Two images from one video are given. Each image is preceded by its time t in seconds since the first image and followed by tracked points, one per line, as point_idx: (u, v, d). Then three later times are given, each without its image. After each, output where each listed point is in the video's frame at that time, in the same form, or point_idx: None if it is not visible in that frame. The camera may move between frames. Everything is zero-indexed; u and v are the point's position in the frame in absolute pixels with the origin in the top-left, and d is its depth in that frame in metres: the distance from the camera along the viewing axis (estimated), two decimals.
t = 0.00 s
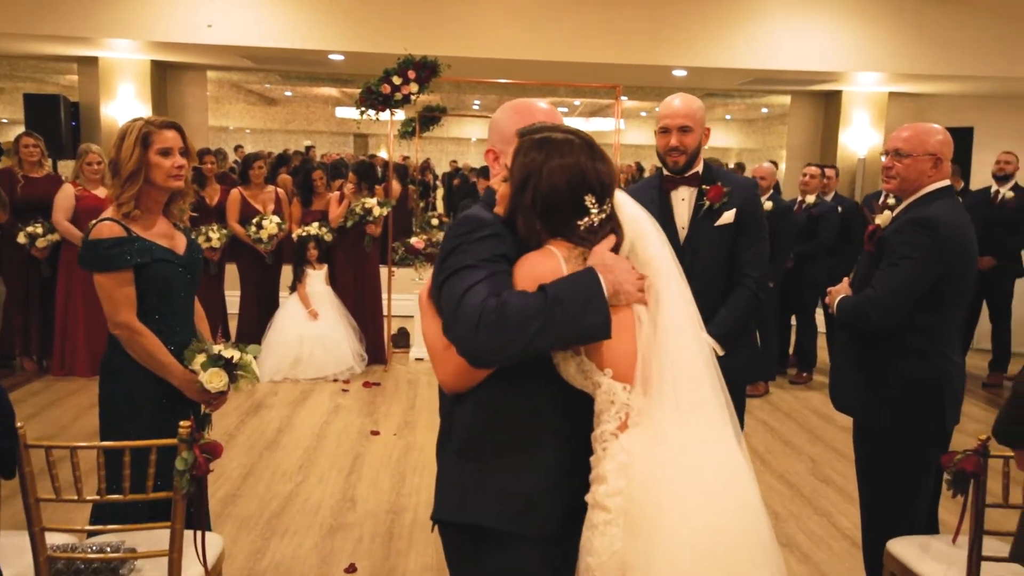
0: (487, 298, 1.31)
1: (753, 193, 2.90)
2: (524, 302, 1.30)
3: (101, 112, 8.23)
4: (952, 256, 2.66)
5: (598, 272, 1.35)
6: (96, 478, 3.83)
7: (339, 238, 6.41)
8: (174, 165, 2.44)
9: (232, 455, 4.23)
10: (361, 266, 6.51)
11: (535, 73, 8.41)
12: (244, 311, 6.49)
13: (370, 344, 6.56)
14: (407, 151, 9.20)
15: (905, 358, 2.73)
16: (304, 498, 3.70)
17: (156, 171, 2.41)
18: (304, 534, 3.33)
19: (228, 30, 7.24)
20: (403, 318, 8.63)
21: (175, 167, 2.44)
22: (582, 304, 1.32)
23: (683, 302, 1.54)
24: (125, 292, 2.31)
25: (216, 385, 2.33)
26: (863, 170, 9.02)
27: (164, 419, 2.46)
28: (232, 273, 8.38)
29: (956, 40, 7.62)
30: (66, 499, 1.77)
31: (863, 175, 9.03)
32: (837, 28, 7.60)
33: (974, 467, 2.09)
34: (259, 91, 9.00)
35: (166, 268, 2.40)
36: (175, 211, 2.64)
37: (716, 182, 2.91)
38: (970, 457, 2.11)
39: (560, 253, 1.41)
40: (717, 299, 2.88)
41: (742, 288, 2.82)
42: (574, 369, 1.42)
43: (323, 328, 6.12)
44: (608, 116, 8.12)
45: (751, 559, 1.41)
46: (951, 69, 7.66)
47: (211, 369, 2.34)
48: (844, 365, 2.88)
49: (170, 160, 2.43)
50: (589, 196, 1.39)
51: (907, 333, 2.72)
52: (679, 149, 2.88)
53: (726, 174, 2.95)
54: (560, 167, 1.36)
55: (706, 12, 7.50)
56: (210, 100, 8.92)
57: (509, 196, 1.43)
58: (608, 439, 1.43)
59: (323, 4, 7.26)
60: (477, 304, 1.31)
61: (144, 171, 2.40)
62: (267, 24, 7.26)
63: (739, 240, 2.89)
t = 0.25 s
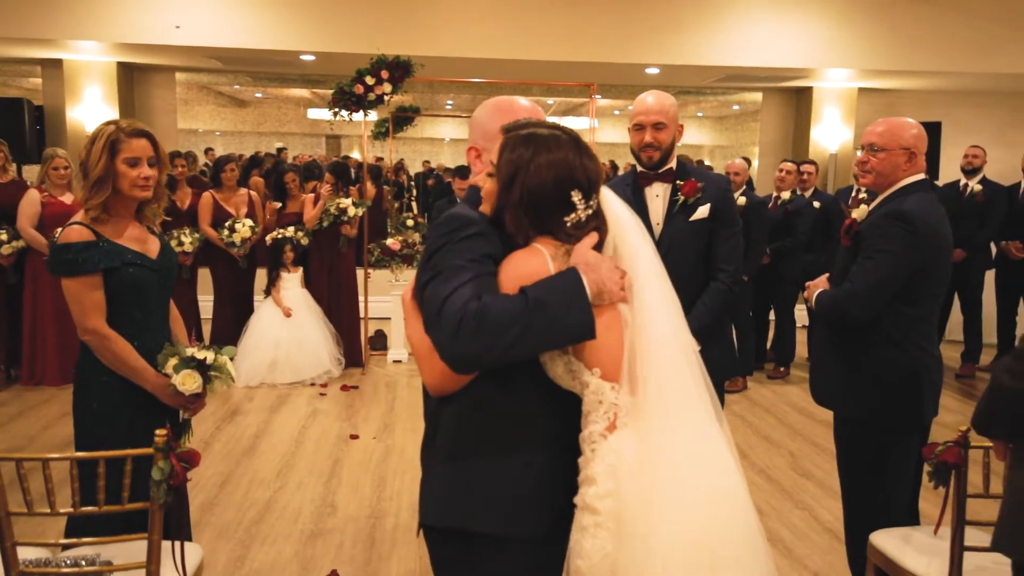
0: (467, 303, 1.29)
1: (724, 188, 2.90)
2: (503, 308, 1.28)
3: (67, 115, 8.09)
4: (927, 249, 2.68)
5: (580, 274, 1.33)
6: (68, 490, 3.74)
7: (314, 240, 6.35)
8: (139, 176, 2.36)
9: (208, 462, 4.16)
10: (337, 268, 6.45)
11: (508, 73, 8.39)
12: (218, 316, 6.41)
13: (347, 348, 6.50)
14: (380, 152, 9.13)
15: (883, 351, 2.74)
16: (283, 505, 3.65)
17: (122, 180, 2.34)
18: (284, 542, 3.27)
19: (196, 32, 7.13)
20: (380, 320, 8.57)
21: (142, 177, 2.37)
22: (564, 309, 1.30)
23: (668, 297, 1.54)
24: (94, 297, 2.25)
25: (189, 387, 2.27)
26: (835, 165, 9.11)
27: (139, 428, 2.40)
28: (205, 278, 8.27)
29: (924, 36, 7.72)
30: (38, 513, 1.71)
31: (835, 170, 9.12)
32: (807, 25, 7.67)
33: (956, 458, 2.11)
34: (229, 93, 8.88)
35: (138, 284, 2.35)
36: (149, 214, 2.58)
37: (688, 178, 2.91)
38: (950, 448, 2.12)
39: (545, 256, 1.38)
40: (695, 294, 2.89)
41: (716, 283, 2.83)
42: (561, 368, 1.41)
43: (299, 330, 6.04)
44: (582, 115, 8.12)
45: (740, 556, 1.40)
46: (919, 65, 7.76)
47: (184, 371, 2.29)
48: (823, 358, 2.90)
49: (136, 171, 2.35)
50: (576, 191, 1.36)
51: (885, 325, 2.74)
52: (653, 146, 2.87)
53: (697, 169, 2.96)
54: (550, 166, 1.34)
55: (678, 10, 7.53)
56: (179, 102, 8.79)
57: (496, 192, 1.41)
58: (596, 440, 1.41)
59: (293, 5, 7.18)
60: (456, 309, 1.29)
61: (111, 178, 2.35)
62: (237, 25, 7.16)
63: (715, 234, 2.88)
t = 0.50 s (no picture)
0: (462, 305, 1.29)
1: (714, 185, 2.91)
2: (496, 312, 1.27)
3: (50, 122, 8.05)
4: (917, 243, 2.69)
5: (577, 278, 1.32)
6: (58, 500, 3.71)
7: (303, 244, 6.33)
8: (111, 205, 2.28)
9: (200, 470, 4.14)
10: (327, 272, 6.43)
11: (495, 74, 8.39)
12: (206, 323, 6.37)
13: (338, 352, 6.48)
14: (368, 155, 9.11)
15: (875, 345, 2.76)
16: (276, 511, 3.63)
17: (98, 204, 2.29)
18: (278, 549, 3.25)
19: (180, 37, 7.09)
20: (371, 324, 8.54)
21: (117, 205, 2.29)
22: (556, 313, 1.29)
23: (666, 298, 1.50)
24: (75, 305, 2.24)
25: (166, 397, 2.21)
26: (821, 162, 9.15)
27: (131, 437, 2.38)
28: (192, 284, 8.21)
29: (907, 32, 7.77)
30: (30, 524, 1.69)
31: (821, 167, 9.16)
32: (791, 23, 7.71)
33: (950, 452, 2.12)
34: (214, 98, 8.81)
35: (123, 299, 2.33)
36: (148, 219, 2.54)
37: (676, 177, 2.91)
38: (945, 442, 2.14)
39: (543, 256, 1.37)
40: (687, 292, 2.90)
41: (709, 283, 2.84)
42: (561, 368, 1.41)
43: (289, 334, 6.01)
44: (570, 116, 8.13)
45: (740, 556, 1.41)
46: (903, 61, 7.81)
47: (160, 381, 2.22)
48: (815, 354, 2.92)
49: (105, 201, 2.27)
50: (576, 188, 1.37)
51: (877, 320, 2.75)
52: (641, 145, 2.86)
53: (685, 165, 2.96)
54: (548, 161, 1.35)
55: (663, 9, 7.55)
56: (164, 109, 8.82)
57: (496, 190, 1.42)
58: (598, 442, 1.41)
59: (278, 9, 7.16)
60: (450, 312, 1.29)
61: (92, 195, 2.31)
62: (221, 29, 7.12)
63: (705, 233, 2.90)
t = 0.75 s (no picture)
0: (456, 314, 1.31)
1: (718, 187, 2.92)
2: (488, 324, 1.29)
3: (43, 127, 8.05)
4: (910, 243, 2.70)
5: (575, 297, 1.32)
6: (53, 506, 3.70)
7: (298, 248, 6.32)
8: (86, 227, 2.30)
9: (194, 474, 4.13)
10: (322, 276, 6.42)
11: (488, 77, 8.40)
12: (200, 327, 6.36)
13: (333, 356, 6.47)
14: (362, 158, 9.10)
15: (869, 345, 2.77)
16: (271, 515, 3.62)
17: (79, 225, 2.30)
18: (272, 553, 3.25)
19: (172, 41, 7.08)
20: (365, 327, 8.53)
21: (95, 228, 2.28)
22: (549, 331, 1.29)
23: (670, 294, 1.48)
24: (55, 308, 2.27)
25: (129, 411, 2.03)
26: (814, 163, 9.19)
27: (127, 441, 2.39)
28: (187, 289, 8.20)
29: (898, 33, 7.81)
30: (23, 529, 1.68)
31: (814, 168, 9.20)
32: (782, 24, 7.74)
33: (944, 450, 2.12)
34: (207, 102, 8.79)
35: (102, 309, 2.33)
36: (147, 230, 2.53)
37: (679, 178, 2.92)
38: (938, 440, 2.14)
39: (545, 261, 1.37)
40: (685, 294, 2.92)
41: (710, 288, 2.87)
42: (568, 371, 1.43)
43: (283, 338, 5.99)
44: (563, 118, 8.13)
45: (738, 561, 1.40)
46: (895, 61, 7.85)
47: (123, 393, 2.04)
48: (810, 353, 2.93)
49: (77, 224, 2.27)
50: (586, 187, 1.36)
51: (871, 320, 2.76)
52: (647, 146, 2.85)
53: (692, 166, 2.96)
54: (564, 162, 1.34)
55: (654, 11, 7.58)
56: (157, 113, 8.83)
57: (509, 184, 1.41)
58: (602, 441, 1.45)
59: (271, 12, 7.15)
60: (443, 320, 1.31)
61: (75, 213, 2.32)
62: (214, 33, 7.12)
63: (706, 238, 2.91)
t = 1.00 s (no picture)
0: (461, 332, 1.28)
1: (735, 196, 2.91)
2: (496, 341, 1.27)
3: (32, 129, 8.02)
4: (897, 249, 2.72)
5: (580, 308, 1.33)
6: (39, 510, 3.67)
7: (289, 251, 6.31)
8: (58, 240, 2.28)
9: (182, 477, 4.12)
10: (313, 280, 6.42)
11: (479, 82, 8.42)
12: (189, 330, 6.34)
13: (323, 359, 6.46)
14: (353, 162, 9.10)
15: (858, 350, 2.78)
16: (259, 519, 3.61)
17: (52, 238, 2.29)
18: (260, 556, 3.24)
19: (163, 43, 7.06)
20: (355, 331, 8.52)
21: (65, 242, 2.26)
22: (562, 341, 1.30)
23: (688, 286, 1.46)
24: (35, 314, 2.27)
25: (109, 417, 2.01)
26: (803, 170, 9.24)
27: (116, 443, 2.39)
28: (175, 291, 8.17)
29: (887, 41, 7.87)
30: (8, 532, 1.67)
31: (803, 175, 9.25)
32: (772, 32, 7.79)
33: (928, 453, 2.14)
34: (197, 104, 8.79)
35: (81, 313, 2.32)
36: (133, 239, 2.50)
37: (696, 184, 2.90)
38: (923, 443, 2.16)
39: (564, 250, 1.40)
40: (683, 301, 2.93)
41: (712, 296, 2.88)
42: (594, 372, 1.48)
43: (273, 341, 5.97)
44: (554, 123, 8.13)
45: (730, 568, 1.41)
46: (884, 69, 7.90)
47: (105, 401, 2.03)
48: (798, 359, 2.93)
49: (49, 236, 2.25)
50: (614, 156, 1.40)
51: (861, 326, 2.77)
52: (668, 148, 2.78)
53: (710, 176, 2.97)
54: (606, 135, 1.41)
55: (645, 18, 7.62)
56: (147, 115, 8.80)
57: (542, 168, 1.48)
58: (604, 443, 1.50)
59: (263, 15, 7.15)
60: (451, 338, 1.28)
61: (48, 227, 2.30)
62: (205, 36, 7.10)
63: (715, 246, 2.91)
